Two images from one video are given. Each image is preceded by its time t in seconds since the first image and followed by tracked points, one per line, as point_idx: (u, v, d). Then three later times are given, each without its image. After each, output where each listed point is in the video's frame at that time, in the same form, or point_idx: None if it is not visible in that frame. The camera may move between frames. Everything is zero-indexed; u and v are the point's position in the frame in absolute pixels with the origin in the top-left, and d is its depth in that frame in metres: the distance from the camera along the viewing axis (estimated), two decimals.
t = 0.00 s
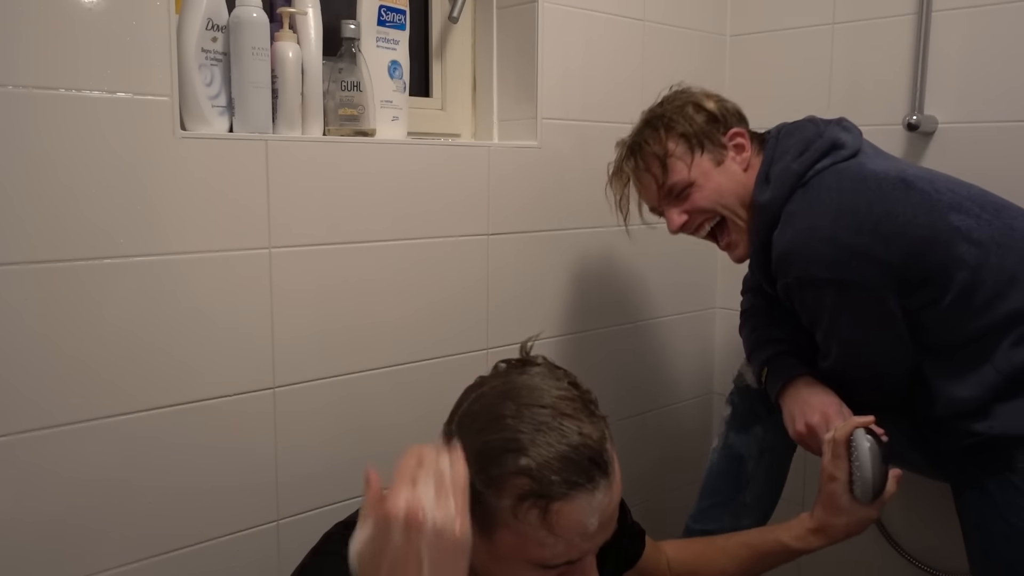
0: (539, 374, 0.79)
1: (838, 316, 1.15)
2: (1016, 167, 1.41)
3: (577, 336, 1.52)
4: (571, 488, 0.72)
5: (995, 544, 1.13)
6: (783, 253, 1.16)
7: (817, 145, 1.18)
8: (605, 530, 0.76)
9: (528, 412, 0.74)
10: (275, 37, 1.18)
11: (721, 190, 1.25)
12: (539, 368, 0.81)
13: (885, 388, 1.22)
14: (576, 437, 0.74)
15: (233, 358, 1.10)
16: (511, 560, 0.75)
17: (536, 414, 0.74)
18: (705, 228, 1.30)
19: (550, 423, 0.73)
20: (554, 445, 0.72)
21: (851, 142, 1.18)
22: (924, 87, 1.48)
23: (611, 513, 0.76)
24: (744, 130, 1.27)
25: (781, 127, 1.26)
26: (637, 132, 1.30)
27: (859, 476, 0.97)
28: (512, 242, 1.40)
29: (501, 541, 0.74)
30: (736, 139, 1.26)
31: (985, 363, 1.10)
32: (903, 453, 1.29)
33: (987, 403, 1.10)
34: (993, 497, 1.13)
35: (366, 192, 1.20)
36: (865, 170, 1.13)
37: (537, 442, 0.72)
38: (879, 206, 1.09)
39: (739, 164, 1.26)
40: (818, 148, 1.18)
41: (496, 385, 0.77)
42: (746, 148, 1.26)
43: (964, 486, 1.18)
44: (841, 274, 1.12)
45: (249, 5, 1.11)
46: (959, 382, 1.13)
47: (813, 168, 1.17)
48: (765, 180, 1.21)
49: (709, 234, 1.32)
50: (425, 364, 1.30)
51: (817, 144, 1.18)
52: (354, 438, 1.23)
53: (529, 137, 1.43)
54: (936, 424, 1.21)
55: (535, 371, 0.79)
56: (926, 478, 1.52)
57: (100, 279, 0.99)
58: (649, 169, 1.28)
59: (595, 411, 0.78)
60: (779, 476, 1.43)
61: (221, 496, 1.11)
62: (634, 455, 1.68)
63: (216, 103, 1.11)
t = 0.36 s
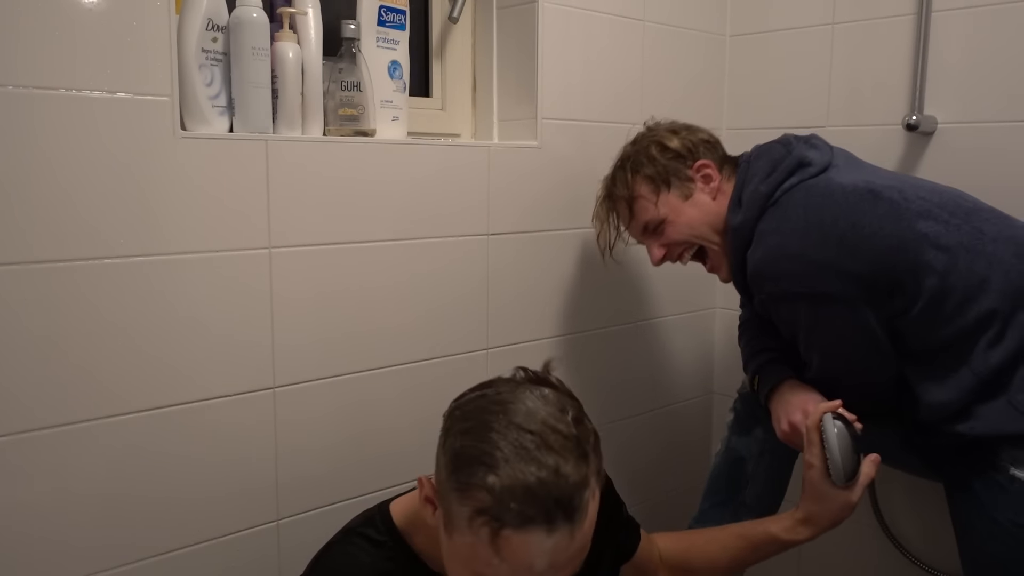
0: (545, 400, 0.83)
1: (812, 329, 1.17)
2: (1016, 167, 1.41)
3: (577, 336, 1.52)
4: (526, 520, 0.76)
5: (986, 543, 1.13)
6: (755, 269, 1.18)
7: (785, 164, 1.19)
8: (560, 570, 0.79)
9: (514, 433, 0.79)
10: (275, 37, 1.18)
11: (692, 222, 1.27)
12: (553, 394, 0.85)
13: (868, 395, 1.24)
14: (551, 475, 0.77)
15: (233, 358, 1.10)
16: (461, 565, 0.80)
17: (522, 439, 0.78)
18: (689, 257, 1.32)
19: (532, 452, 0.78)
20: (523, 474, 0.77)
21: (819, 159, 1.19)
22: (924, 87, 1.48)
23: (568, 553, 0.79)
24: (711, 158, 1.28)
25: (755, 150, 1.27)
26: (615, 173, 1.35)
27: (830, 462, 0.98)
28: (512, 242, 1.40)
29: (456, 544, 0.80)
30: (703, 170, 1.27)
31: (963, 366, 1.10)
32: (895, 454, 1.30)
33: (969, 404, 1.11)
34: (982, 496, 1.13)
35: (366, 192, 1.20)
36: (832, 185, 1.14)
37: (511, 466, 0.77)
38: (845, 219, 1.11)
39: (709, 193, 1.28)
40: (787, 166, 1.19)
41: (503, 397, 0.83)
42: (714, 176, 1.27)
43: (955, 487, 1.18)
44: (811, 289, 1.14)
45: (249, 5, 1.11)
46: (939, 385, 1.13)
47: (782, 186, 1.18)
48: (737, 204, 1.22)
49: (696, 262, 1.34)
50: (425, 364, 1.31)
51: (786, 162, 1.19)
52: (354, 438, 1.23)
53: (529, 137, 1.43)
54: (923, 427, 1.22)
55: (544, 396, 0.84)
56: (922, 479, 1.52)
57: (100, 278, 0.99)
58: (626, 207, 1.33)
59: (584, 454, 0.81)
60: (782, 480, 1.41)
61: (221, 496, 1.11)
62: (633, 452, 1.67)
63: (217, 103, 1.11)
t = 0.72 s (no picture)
0: (547, 386, 0.85)
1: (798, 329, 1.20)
2: (1016, 167, 1.41)
3: (577, 336, 1.52)
4: (524, 500, 0.77)
5: (979, 545, 1.12)
6: (742, 273, 1.22)
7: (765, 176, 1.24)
8: (554, 553, 0.80)
9: (515, 416, 0.80)
10: (275, 38, 1.18)
11: (686, 269, 1.41)
12: (557, 381, 0.87)
13: (860, 393, 1.25)
14: (550, 456, 0.78)
15: (232, 358, 1.10)
16: (461, 545, 0.81)
17: (522, 421, 0.80)
18: (704, 296, 1.45)
19: (531, 434, 0.79)
20: (523, 455, 0.78)
21: (792, 170, 1.22)
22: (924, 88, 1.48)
23: (563, 537, 0.79)
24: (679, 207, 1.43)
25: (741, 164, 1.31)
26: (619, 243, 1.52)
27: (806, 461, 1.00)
28: (513, 242, 1.40)
29: (457, 523, 0.81)
30: (677, 221, 1.41)
31: (951, 363, 1.10)
32: (895, 455, 1.30)
33: (960, 403, 1.11)
34: (976, 497, 1.12)
35: (366, 192, 1.20)
36: (815, 189, 1.17)
37: (511, 447, 0.79)
38: (826, 221, 1.14)
39: (689, 239, 1.41)
40: (766, 177, 1.23)
41: (505, 381, 0.85)
42: (686, 221, 1.41)
43: (950, 485, 1.18)
44: (797, 291, 1.17)
45: (249, 5, 1.11)
46: (929, 383, 1.14)
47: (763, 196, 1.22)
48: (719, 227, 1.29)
49: (713, 295, 1.46)
50: (425, 364, 1.30)
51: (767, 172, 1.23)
52: (354, 438, 1.23)
53: (529, 137, 1.43)
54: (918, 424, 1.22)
55: (547, 383, 0.85)
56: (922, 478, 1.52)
57: (99, 278, 0.99)
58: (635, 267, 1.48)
59: (583, 440, 0.82)
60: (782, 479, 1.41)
61: (221, 496, 1.11)
62: (637, 453, 1.67)
63: (217, 103, 1.11)
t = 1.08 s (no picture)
0: (521, 351, 0.85)
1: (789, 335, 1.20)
2: (1015, 167, 1.41)
3: (577, 337, 1.52)
4: (524, 463, 0.78)
5: (974, 543, 1.12)
6: (734, 282, 1.22)
7: (750, 185, 1.23)
8: (562, 510, 0.81)
9: (499, 386, 0.81)
10: (275, 37, 1.18)
11: (682, 280, 1.41)
12: (531, 346, 0.88)
13: (852, 396, 1.25)
14: (539, 414, 0.79)
15: (232, 359, 1.10)
16: (467, 524, 0.82)
17: (506, 390, 0.81)
18: (703, 306, 1.46)
19: (517, 398, 0.80)
20: (514, 419, 0.79)
21: (780, 178, 1.22)
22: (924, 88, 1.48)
23: (566, 492, 0.80)
24: (673, 219, 1.43)
25: (729, 174, 1.30)
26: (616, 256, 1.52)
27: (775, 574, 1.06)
28: (512, 242, 1.40)
29: (459, 503, 0.81)
30: (672, 232, 1.42)
31: (943, 364, 1.10)
32: (893, 456, 1.29)
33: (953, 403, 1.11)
34: (969, 494, 1.12)
35: (366, 193, 1.20)
36: (803, 196, 1.16)
37: (500, 415, 0.79)
38: (814, 227, 1.13)
39: (684, 250, 1.41)
40: (752, 186, 1.23)
41: (481, 354, 0.85)
42: (680, 233, 1.41)
43: (944, 487, 1.18)
44: (787, 298, 1.17)
45: (249, 5, 1.11)
46: (920, 385, 1.14)
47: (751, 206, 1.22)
48: (709, 240, 1.29)
49: (711, 305, 1.47)
50: (425, 364, 1.30)
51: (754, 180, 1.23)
52: (354, 438, 1.23)
53: (529, 137, 1.43)
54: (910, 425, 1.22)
55: (520, 349, 0.86)
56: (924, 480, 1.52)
57: (100, 278, 0.99)
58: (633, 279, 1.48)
59: (567, 395, 0.84)
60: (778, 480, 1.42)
61: (221, 496, 1.11)
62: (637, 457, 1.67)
63: (216, 103, 1.11)
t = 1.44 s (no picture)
0: (536, 358, 0.86)
1: (795, 341, 1.20)
2: (1014, 166, 1.41)
3: (577, 337, 1.52)
4: (548, 469, 0.78)
5: (975, 543, 1.12)
6: (738, 288, 1.21)
7: (752, 191, 1.23)
8: (583, 515, 0.82)
9: (517, 395, 0.81)
10: (275, 37, 1.18)
11: (679, 274, 1.41)
12: (544, 354, 0.89)
13: (855, 399, 1.25)
14: (562, 422, 0.80)
15: (232, 359, 1.10)
16: (488, 533, 0.82)
17: (525, 397, 0.81)
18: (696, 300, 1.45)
19: (536, 405, 0.80)
20: (536, 427, 0.79)
21: (782, 183, 1.21)
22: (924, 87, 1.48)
23: (589, 498, 0.81)
24: (675, 212, 1.42)
25: (730, 178, 1.29)
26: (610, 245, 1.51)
27: None
28: (513, 242, 1.40)
29: (480, 512, 0.82)
30: (672, 225, 1.41)
31: (948, 365, 1.11)
32: (894, 457, 1.30)
33: (957, 404, 1.11)
34: (973, 495, 1.12)
35: (366, 193, 1.20)
36: (806, 201, 1.15)
37: (522, 423, 0.79)
38: (819, 234, 1.12)
39: (683, 245, 1.41)
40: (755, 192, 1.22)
41: (495, 363, 0.85)
42: (681, 227, 1.40)
43: (947, 489, 1.18)
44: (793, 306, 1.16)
45: (249, 5, 1.11)
46: (925, 387, 1.14)
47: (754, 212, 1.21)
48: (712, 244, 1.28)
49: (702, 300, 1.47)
50: (425, 364, 1.30)
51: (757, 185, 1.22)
52: (354, 438, 1.23)
53: (529, 137, 1.43)
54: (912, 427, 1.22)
55: (535, 356, 0.87)
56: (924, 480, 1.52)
57: (100, 278, 0.99)
58: (626, 268, 1.47)
59: (585, 399, 0.85)
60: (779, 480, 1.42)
61: (222, 496, 1.11)
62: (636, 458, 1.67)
63: (216, 103, 1.11)
